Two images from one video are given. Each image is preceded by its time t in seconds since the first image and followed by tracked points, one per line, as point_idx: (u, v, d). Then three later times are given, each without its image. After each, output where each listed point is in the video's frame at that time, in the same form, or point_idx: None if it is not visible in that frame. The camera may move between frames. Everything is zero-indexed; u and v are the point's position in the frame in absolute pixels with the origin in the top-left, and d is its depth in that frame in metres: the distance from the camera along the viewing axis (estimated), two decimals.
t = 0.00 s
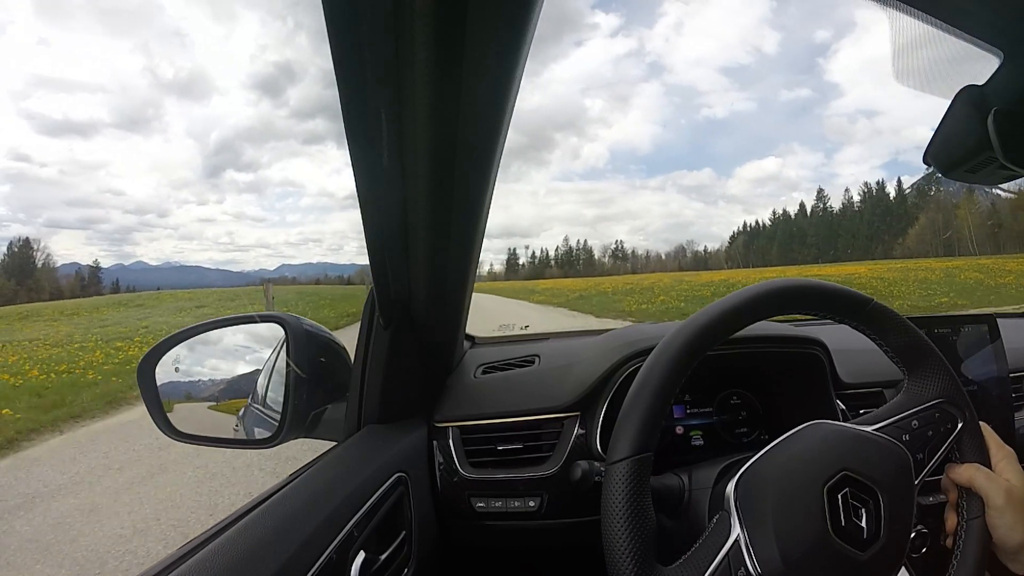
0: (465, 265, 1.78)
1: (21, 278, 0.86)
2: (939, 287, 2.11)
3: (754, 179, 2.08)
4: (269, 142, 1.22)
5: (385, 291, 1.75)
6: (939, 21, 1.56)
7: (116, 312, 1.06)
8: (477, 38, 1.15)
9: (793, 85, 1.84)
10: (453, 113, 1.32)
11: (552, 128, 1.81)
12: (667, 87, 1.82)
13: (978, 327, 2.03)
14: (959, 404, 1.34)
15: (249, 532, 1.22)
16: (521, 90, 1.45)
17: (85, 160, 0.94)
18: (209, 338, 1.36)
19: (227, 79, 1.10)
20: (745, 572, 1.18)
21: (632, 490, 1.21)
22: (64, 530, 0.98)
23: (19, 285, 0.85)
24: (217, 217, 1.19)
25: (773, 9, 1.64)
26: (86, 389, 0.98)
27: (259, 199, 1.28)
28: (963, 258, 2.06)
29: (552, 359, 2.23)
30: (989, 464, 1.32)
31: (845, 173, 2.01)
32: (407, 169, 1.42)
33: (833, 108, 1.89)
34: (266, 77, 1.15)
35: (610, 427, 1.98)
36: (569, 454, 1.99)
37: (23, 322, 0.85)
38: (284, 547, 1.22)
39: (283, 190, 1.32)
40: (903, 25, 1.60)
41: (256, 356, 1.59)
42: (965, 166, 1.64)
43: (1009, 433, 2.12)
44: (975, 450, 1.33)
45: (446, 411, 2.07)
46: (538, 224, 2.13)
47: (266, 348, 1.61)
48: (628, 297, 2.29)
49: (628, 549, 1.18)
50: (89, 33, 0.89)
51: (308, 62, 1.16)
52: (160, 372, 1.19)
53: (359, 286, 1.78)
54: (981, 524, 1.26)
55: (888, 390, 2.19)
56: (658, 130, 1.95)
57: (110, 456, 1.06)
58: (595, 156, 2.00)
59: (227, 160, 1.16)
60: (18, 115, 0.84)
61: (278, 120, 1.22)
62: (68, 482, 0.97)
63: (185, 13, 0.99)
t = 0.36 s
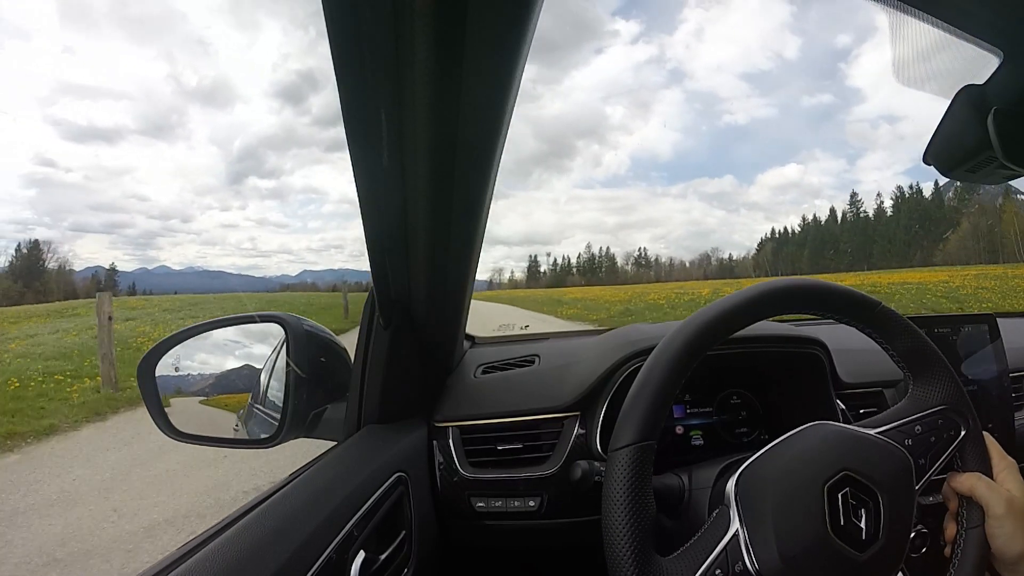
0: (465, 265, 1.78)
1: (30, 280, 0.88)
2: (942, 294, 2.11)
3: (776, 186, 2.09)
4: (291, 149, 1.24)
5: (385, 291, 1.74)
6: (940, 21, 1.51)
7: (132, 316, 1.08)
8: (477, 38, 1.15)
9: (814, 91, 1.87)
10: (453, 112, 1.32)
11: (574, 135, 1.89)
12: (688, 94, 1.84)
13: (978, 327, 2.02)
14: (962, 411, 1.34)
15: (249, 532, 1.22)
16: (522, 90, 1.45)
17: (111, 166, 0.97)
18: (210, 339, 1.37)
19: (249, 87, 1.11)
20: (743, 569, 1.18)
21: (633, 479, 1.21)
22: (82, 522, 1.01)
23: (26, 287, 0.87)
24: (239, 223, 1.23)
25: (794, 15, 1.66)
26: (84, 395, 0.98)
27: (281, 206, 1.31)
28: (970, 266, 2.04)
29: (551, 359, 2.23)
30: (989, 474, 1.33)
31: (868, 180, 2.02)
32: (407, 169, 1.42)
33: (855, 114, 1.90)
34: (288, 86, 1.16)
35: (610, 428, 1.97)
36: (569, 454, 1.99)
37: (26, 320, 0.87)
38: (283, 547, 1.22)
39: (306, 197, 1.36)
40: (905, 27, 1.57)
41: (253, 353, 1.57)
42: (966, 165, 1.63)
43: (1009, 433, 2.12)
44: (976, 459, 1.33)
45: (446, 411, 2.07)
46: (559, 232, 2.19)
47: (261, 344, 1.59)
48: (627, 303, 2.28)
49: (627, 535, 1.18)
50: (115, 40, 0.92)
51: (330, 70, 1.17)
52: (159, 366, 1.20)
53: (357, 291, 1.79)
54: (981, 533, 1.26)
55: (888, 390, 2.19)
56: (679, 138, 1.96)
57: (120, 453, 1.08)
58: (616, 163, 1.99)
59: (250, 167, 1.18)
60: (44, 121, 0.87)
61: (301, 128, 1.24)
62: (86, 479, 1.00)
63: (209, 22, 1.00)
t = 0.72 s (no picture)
0: (465, 265, 1.78)
1: (35, 277, 0.92)
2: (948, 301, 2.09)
3: (797, 185, 2.11)
4: (310, 147, 1.30)
5: (385, 290, 1.74)
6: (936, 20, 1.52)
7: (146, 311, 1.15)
8: (477, 38, 1.15)
9: (836, 89, 1.86)
10: (453, 112, 1.32)
11: (592, 132, 1.90)
12: (708, 92, 1.83)
13: (978, 327, 2.03)
14: (962, 410, 1.34)
15: (249, 532, 1.22)
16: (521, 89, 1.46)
17: (133, 165, 1.04)
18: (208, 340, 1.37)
19: (270, 87, 1.17)
20: (744, 570, 1.18)
21: (633, 482, 1.21)
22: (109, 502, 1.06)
23: (30, 284, 0.91)
24: (260, 220, 1.31)
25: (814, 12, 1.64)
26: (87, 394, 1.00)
27: (300, 203, 1.39)
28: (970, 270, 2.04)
29: (551, 359, 2.23)
30: (988, 471, 1.32)
31: (890, 179, 2.02)
32: (407, 169, 1.42)
33: (877, 111, 1.88)
34: (307, 86, 1.20)
35: (610, 427, 1.98)
36: (569, 454, 1.99)
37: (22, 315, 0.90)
38: (284, 547, 1.22)
39: (326, 194, 1.43)
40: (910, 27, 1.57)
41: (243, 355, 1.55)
42: (965, 166, 1.63)
43: (1009, 432, 2.13)
44: (975, 456, 1.33)
45: (446, 411, 2.07)
46: (578, 230, 2.22)
47: (251, 344, 1.56)
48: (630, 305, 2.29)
49: (627, 539, 1.18)
50: (137, 44, 0.99)
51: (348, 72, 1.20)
52: (161, 364, 1.21)
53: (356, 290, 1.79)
54: (981, 531, 1.26)
55: (888, 390, 2.19)
56: (699, 137, 1.97)
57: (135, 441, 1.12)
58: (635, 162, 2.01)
59: (269, 166, 1.26)
60: (65, 120, 0.95)
61: (319, 126, 1.28)
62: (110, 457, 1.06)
63: (228, 22, 1.06)
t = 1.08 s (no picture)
0: (465, 265, 1.78)
1: (41, 278, 0.92)
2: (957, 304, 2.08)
3: (816, 187, 2.08)
4: (330, 150, 1.34)
5: (385, 291, 1.74)
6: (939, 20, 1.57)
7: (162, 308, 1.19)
8: (477, 38, 1.15)
9: (856, 90, 1.85)
10: (453, 113, 1.32)
11: (611, 135, 1.93)
12: (727, 93, 1.84)
13: (978, 328, 2.00)
14: (961, 409, 1.34)
15: (249, 532, 1.22)
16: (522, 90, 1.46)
17: (155, 168, 1.06)
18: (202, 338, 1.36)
19: (290, 91, 1.22)
20: (744, 570, 1.18)
21: (632, 483, 1.21)
22: (126, 486, 1.10)
23: (35, 285, 0.90)
24: (279, 223, 1.39)
25: (834, 11, 1.63)
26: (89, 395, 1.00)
27: (320, 206, 1.46)
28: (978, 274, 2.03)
29: (551, 359, 2.23)
30: (988, 470, 1.32)
31: (911, 180, 1.98)
32: (407, 169, 1.42)
33: (896, 113, 1.87)
34: (325, 88, 1.22)
35: (610, 427, 1.97)
36: (569, 453, 1.99)
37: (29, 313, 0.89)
38: (284, 547, 1.22)
39: (346, 198, 1.48)
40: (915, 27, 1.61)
41: (233, 352, 1.51)
42: (965, 166, 1.64)
43: (1009, 432, 2.13)
44: (975, 455, 1.33)
45: (446, 411, 2.07)
46: (598, 232, 2.22)
47: (241, 342, 1.53)
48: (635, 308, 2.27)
49: (627, 540, 1.18)
50: (158, 49, 1.01)
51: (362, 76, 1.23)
52: (161, 366, 1.21)
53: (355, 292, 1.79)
54: (981, 530, 1.26)
55: (888, 390, 2.19)
56: (717, 139, 1.96)
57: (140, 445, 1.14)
58: (655, 163, 2.01)
59: (288, 169, 1.31)
60: (88, 124, 0.97)
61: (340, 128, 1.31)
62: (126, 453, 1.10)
63: (248, 28, 1.10)
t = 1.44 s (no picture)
0: (465, 265, 1.78)
1: (46, 279, 0.96)
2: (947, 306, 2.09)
3: (838, 183, 2.07)
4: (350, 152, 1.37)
5: (385, 291, 1.73)
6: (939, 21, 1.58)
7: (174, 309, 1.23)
8: (477, 39, 1.16)
9: (876, 85, 1.82)
10: (453, 113, 1.32)
11: (631, 132, 1.93)
12: (746, 90, 1.83)
13: (978, 327, 2.02)
14: (960, 407, 1.34)
15: (250, 533, 1.22)
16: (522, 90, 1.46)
17: (175, 170, 1.11)
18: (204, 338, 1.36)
19: (310, 92, 1.22)
20: (744, 570, 1.18)
21: (632, 488, 1.21)
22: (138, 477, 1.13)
23: (40, 286, 0.94)
24: (300, 224, 1.46)
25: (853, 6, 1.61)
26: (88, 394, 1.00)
27: (341, 207, 1.50)
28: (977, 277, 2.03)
29: (551, 359, 2.23)
30: (988, 467, 1.31)
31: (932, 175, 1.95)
32: (407, 169, 1.42)
33: (918, 106, 1.82)
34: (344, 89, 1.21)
35: (610, 428, 1.97)
36: (569, 453, 1.99)
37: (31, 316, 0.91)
38: (284, 548, 1.21)
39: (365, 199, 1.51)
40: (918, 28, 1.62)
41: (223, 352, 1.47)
42: (965, 166, 1.63)
43: (1009, 432, 2.13)
44: (975, 452, 1.32)
45: (446, 411, 2.07)
46: (618, 231, 2.23)
47: (231, 341, 1.49)
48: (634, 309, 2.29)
49: (627, 544, 1.18)
50: (176, 51, 1.04)
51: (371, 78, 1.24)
52: (161, 364, 1.21)
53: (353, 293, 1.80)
54: (981, 527, 1.26)
55: (888, 390, 2.19)
56: (737, 135, 1.97)
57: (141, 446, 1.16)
58: (674, 161, 2.01)
59: (309, 169, 1.36)
60: (109, 127, 1.00)
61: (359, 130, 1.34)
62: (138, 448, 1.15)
63: (265, 30, 1.12)
